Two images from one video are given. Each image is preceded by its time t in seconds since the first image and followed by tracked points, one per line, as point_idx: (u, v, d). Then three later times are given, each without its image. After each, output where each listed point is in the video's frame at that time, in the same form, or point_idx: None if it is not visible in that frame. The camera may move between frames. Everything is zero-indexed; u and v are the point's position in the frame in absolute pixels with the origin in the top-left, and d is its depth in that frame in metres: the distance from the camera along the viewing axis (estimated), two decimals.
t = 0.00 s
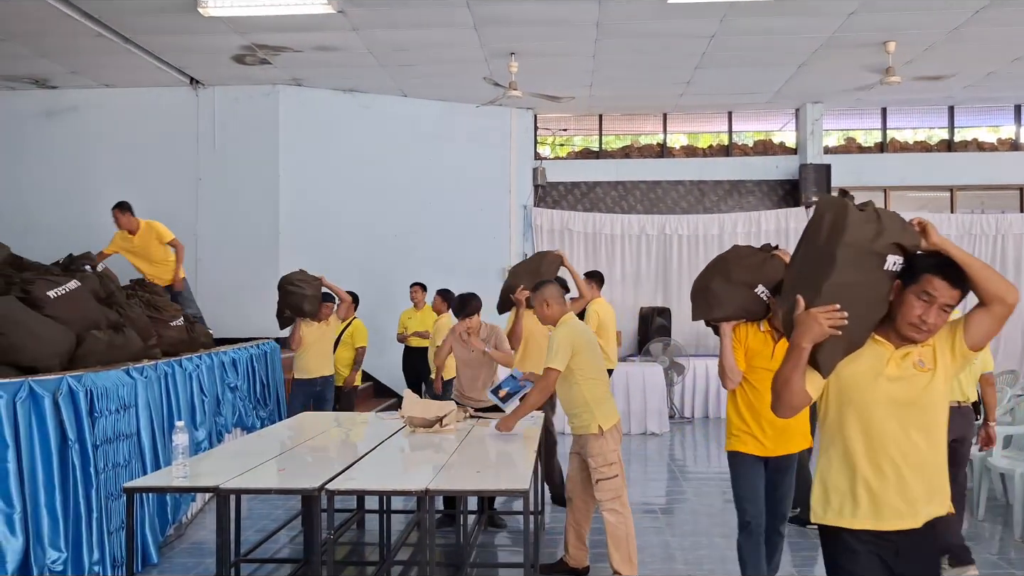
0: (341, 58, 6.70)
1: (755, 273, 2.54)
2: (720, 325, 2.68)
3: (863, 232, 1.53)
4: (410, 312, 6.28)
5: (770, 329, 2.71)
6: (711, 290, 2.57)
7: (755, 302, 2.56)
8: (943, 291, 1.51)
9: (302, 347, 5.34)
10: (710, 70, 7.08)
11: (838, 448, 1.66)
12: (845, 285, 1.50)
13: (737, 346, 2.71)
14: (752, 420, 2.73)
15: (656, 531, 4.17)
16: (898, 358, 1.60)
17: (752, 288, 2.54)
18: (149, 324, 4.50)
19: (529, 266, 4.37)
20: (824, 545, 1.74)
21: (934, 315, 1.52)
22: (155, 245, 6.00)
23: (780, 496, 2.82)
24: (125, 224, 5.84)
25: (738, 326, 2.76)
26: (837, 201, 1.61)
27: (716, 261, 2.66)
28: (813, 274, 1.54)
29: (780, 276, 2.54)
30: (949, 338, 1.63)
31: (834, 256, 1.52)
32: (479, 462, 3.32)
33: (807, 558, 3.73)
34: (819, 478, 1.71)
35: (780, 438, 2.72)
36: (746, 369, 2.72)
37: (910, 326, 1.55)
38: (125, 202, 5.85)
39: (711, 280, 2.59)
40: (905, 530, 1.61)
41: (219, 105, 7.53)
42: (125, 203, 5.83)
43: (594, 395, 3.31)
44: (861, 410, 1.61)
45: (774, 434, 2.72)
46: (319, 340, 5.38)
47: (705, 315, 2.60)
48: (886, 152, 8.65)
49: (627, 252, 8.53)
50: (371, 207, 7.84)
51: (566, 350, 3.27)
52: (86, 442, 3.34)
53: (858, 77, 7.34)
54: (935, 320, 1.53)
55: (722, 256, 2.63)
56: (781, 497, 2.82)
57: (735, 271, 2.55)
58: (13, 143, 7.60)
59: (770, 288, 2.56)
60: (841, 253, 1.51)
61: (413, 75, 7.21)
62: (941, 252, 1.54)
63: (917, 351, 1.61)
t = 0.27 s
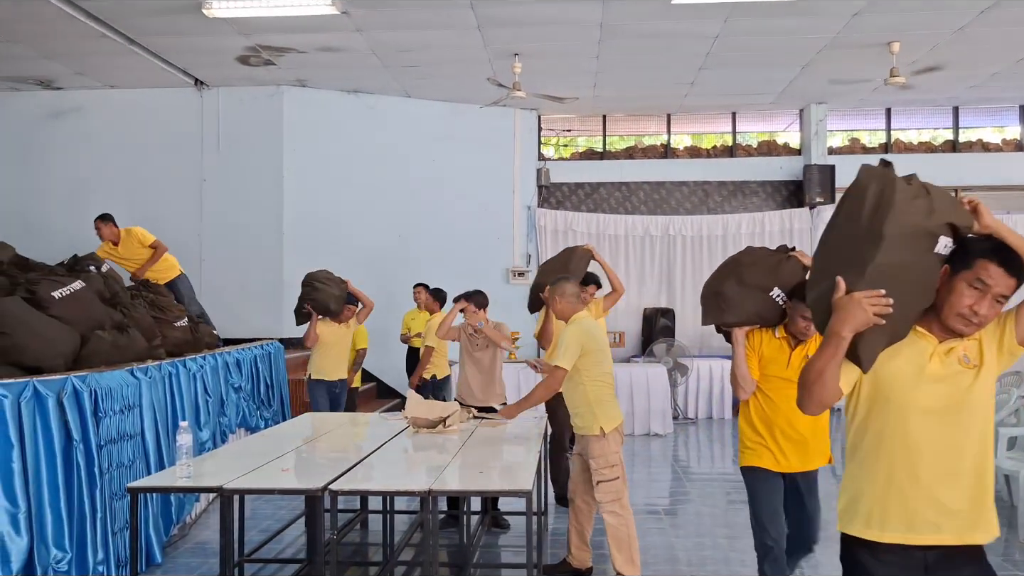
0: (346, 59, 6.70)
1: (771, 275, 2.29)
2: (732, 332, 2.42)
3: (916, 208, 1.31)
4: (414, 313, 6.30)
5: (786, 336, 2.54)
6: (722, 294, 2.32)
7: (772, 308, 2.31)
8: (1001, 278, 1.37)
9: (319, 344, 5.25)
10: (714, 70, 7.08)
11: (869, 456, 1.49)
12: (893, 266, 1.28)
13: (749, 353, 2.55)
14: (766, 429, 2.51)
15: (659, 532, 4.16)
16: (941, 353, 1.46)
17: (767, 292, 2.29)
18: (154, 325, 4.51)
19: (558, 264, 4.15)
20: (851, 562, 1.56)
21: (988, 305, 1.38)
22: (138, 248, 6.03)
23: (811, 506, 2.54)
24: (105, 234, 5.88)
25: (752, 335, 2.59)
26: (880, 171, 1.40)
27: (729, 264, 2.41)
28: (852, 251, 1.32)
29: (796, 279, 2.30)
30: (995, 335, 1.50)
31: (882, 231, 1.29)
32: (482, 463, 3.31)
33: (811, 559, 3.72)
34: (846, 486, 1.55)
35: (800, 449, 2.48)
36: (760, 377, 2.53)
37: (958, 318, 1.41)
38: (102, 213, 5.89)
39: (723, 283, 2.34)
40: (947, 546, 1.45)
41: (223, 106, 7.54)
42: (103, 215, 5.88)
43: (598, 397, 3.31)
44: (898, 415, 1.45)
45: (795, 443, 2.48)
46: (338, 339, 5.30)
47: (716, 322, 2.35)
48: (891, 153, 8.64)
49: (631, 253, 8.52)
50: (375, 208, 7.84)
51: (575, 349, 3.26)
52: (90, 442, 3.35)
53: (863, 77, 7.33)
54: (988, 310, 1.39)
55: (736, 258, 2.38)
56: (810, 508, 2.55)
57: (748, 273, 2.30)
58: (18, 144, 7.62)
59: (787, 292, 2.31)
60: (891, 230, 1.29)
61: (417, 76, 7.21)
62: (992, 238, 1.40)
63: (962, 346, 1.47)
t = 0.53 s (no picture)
0: (346, 59, 6.69)
1: (791, 266, 2.28)
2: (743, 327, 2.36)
3: (986, 210, 1.10)
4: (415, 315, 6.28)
5: (801, 332, 2.38)
6: (740, 282, 2.26)
7: (790, 301, 2.29)
8: None
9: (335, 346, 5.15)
10: (715, 71, 7.07)
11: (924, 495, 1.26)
12: (960, 280, 1.09)
13: (762, 350, 2.38)
14: (779, 435, 2.36)
15: (660, 533, 4.14)
16: (1015, 378, 1.20)
17: (785, 284, 2.27)
18: (154, 326, 4.50)
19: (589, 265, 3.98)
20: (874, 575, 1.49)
21: None
22: (147, 242, 6.08)
23: (834, 530, 2.35)
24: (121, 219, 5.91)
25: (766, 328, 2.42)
26: (942, 164, 1.18)
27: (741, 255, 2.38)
28: (912, 263, 1.13)
29: (814, 274, 2.31)
30: None
31: (945, 239, 1.09)
32: (482, 464, 3.30)
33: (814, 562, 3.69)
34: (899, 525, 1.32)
35: (813, 460, 2.32)
36: (771, 376, 2.38)
37: None
38: (123, 199, 5.92)
39: (739, 273, 2.29)
40: None
41: (224, 107, 7.53)
42: (124, 200, 5.91)
43: (596, 399, 3.29)
44: (964, 449, 1.21)
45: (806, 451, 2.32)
46: (355, 343, 5.19)
47: (730, 313, 2.27)
48: (892, 153, 8.62)
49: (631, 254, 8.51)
50: (375, 208, 7.84)
51: (577, 348, 3.26)
52: (90, 443, 3.34)
53: (864, 77, 7.31)
54: None
55: (754, 248, 2.34)
56: (836, 535, 2.34)
57: (769, 263, 2.27)
58: (19, 145, 7.61)
59: (805, 287, 2.30)
60: (956, 238, 1.09)
61: (418, 76, 7.20)
62: None
63: None
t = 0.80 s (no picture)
0: (346, 61, 6.70)
1: (816, 271, 2.03)
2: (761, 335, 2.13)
3: None
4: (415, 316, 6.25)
5: (825, 344, 2.18)
6: (761, 288, 2.01)
7: (815, 310, 2.05)
8: None
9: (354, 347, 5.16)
10: (714, 73, 7.08)
11: (991, 498, 1.26)
12: None
13: (782, 362, 2.17)
14: (796, 454, 2.18)
15: (660, 534, 4.14)
16: None
17: (809, 293, 2.03)
18: (154, 328, 4.50)
19: (616, 263, 3.89)
20: None
21: None
22: (161, 249, 6.17)
23: (848, 565, 2.16)
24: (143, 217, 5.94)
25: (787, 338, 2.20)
26: (1003, 130, 1.13)
27: (760, 257, 2.10)
28: (980, 234, 1.06)
29: (839, 279, 2.07)
30: None
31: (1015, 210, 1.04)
32: (481, 465, 3.30)
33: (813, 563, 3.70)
34: (967, 536, 1.30)
35: (832, 484, 2.13)
36: (791, 391, 2.19)
37: None
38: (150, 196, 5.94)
39: (759, 279, 2.02)
40: None
41: (224, 108, 7.54)
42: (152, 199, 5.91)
43: (592, 401, 3.29)
44: None
45: (825, 475, 2.14)
46: (371, 344, 5.19)
47: (750, 323, 2.03)
48: (892, 155, 8.62)
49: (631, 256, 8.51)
50: (375, 210, 7.84)
51: (574, 349, 3.26)
52: (90, 445, 3.34)
53: (863, 79, 7.31)
54: None
55: (775, 251, 2.07)
56: (850, 571, 2.15)
57: (792, 268, 2.02)
58: (18, 146, 7.62)
59: (830, 294, 2.07)
60: None
61: (418, 78, 7.20)
62: None
63: None
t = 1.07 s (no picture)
0: (347, 64, 6.72)
1: (831, 261, 1.96)
2: (778, 332, 2.03)
3: None
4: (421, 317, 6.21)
5: (847, 340, 1.99)
6: (773, 281, 1.95)
7: (833, 301, 1.95)
8: None
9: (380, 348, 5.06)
10: (713, 75, 7.10)
11: None
12: None
13: (802, 360, 1.99)
14: (821, 462, 1.96)
15: (659, 535, 4.16)
16: None
17: (823, 282, 1.94)
18: (154, 330, 4.50)
19: (637, 267, 3.76)
20: None
21: None
22: (172, 255, 6.23)
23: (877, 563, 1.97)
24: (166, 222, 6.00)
25: (805, 334, 2.02)
26: None
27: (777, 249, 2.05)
28: None
29: (860, 270, 1.97)
30: None
31: None
32: (480, 466, 3.31)
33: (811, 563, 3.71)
34: None
35: (862, 492, 1.92)
36: (812, 392, 1.99)
37: None
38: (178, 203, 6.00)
39: (771, 270, 1.98)
40: None
41: (225, 110, 7.56)
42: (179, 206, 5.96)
43: (592, 403, 3.31)
44: None
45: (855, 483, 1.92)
46: (397, 347, 5.10)
47: (762, 318, 1.96)
48: (890, 157, 8.64)
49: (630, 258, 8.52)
50: (375, 212, 7.86)
51: (574, 349, 3.29)
52: (91, 447, 3.36)
53: (861, 81, 7.33)
54: None
55: (792, 241, 2.02)
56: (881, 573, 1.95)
57: (804, 258, 1.96)
58: (19, 148, 7.64)
59: (850, 285, 1.97)
60: None
61: (419, 81, 7.23)
62: None
63: None
